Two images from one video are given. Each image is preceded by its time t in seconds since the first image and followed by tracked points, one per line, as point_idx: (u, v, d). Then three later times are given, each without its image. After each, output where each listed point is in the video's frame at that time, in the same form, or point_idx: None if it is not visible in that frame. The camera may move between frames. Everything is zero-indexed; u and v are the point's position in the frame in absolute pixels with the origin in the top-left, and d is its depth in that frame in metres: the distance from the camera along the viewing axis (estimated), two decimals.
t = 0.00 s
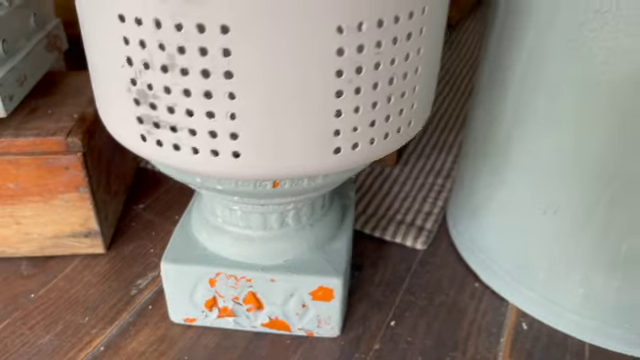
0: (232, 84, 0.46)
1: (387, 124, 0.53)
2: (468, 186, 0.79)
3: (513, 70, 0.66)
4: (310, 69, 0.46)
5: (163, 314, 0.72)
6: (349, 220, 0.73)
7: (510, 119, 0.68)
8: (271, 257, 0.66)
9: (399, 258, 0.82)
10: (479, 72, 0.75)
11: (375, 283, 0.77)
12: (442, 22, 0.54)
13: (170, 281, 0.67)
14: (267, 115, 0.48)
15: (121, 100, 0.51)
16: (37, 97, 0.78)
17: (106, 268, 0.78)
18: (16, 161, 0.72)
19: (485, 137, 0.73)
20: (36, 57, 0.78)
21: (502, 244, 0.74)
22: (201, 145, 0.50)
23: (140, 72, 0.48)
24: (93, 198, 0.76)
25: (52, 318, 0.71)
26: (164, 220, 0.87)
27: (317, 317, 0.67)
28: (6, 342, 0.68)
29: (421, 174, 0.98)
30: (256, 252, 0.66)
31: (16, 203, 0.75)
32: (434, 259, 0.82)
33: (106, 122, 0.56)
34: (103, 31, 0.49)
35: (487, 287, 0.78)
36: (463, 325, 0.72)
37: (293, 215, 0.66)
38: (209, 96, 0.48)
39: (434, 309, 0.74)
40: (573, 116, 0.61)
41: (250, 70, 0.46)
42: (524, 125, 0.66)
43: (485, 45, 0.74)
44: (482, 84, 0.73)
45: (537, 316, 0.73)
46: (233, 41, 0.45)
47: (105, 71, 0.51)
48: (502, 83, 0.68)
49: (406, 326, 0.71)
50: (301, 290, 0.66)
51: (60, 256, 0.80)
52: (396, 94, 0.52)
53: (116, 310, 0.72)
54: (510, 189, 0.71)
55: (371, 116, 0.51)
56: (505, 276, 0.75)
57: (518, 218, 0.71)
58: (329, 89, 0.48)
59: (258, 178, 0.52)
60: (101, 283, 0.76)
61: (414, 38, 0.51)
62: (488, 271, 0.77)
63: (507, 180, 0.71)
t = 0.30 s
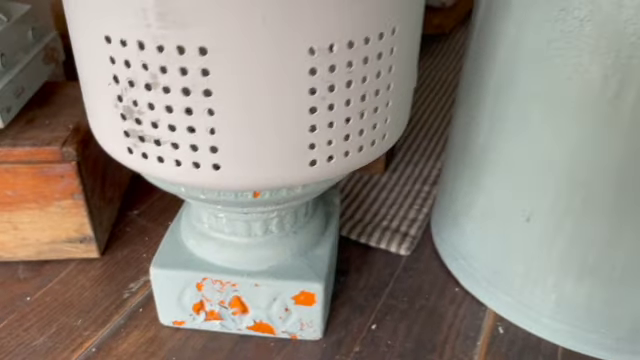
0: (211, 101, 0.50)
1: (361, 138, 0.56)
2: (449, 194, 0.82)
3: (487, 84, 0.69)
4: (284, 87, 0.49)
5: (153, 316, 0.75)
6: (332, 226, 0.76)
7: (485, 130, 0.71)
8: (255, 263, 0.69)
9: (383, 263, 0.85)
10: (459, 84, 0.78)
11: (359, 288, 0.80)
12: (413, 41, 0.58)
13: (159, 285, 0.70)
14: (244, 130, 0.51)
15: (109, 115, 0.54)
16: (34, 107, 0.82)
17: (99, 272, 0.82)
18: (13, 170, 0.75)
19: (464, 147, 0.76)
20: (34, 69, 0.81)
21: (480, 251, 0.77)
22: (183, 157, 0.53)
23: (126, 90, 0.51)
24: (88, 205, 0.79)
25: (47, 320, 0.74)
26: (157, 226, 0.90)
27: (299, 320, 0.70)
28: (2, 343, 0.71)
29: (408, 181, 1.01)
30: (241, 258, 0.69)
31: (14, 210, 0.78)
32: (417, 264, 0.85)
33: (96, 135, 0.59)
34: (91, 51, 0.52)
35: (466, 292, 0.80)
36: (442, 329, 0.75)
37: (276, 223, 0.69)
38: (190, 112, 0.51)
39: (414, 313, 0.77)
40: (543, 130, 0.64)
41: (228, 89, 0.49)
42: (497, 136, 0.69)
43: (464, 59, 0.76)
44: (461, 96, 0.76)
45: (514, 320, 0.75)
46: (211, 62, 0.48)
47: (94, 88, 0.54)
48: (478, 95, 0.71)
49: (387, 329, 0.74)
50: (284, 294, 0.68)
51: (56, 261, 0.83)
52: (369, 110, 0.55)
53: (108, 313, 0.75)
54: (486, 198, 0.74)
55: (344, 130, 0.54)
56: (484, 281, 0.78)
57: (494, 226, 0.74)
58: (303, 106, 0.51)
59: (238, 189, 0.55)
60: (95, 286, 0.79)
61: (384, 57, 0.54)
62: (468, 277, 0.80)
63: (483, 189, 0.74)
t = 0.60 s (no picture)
0: (199, 107, 0.52)
1: (345, 143, 0.58)
2: (437, 197, 0.84)
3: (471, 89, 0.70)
4: (269, 94, 0.52)
5: (148, 315, 0.77)
6: (322, 228, 0.78)
7: (469, 135, 0.73)
8: (245, 263, 0.71)
9: (374, 264, 0.87)
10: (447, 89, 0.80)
11: (349, 288, 0.82)
12: (396, 49, 0.60)
13: (153, 285, 0.72)
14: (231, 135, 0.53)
15: (103, 120, 0.57)
16: (34, 111, 0.84)
17: (97, 272, 0.84)
18: (13, 172, 0.77)
19: (450, 151, 0.78)
20: (34, 74, 0.83)
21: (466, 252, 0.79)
22: (173, 161, 0.55)
23: (118, 96, 0.54)
24: (85, 207, 0.81)
25: (44, 318, 0.77)
26: (154, 227, 0.92)
27: (289, 319, 0.72)
28: (2, 340, 0.74)
29: (400, 184, 1.03)
30: (232, 258, 0.71)
31: (13, 211, 0.80)
32: (406, 265, 0.87)
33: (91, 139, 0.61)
34: (85, 59, 0.54)
35: (454, 293, 0.82)
36: (429, 328, 0.77)
37: (266, 224, 0.72)
38: (179, 117, 0.53)
39: (402, 313, 0.79)
40: (524, 135, 0.65)
41: (215, 96, 0.51)
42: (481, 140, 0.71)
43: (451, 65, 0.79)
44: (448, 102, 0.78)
45: (499, 320, 0.77)
46: (199, 70, 0.50)
47: (88, 94, 0.57)
48: (464, 101, 0.73)
49: (375, 328, 0.76)
50: (274, 294, 0.70)
51: (55, 261, 0.86)
52: (352, 116, 0.57)
53: (104, 311, 0.78)
54: (471, 200, 0.76)
55: (329, 135, 0.57)
56: (470, 282, 0.79)
57: (479, 228, 0.75)
58: (288, 112, 0.53)
59: (226, 191, 0.57)
60: (92, 286, 0.81)
61: (367, 65, 0.56)
62: (455, 278, 0.82)
63: (469, 192, 0.76)
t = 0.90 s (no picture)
0: (190, 113, 0.55)
1: (331, 147, 0.61)
2: (425, 199, 0.87)
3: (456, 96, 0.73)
4: (256, 101, 0.55)
5: (144, 311, 0.80)
6: (313, 229, 0.81)
7: (454, 140, 0.75)
8: (238, 261, 0.74)
9: (364, 264, 0.90)
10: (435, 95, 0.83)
11: (340, 286, 0.85)
12: (380, 58, 0.63)
13: (149, 282, 0.75)
14: (221, 139, 0.56)
15: (100, 125, 0.60)
16: (38, 115, 0.87)
17: (96, 270, 0.87)
18: (17, 174, 0.81)
19: (437, 154, 0.81)
20: (37, 79, 0.87)
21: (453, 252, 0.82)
22: (167, 164, 0.58)
23: (114, 102, 0.57)
24: (86, 207, 0.84)
25: (46, 314, 0.80)
26: (153, 227, 0.95)
27: (280, 316, 0.75)
28: (4, 335, 0.77)
29: (393, 187, 1.06)
30: (225, 257, 0.74)
31: (17, 211, 0.83)
32: (395, 265, 0.90)
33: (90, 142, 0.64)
34: (83, 67, 0.57)
35: (441, 292, 0.85)
36: (415, 326, 0.79)
37: (258, 224, 0.74)
38: (172, 122, 0.56)
39: (390, 311, 0.81)
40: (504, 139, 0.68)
41: (205, 102, 0.54)
42: (465, 145, 0.74)
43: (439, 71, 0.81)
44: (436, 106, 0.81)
45: (484, 319, 0.80)
46: (190, 78, 0.53)
47: (87, 100, 0.60)
48: (449, 106, 0.75)
49: (363, 325, 0.79)
50: (265, 291, 0.73)
51: (56, 259, 0.89)
52: (337, 121, 0.60)
53: (103, 308, 0.81)
54: (457, 202, 0.78)
55: (314, 139, 0.60)
56: (456, 281, 0.82)
57: (465, 229, 0.78)
58: (274, 118, 0.56)
59: (217, 192, 0.60)
60: (92, 283, 0.85)
61: (351, 73, 0.59)
62: (443, 277, 0.84)
63: (454, 194, 0.78)
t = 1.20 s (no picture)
0: (187, 121, 0.57)
1: (323, 153, 0.64)
2: (419, 203, 0.89)
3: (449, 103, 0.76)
4: (251, 109, 0.57)
5: (145, 311, 0.83)
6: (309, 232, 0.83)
7: (446, 144, 0.78)
8: (235, 263, 0.76)
9: (360, 266, 0.92)
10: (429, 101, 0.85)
11: (335, 288, 0.87)
12: (371, 67, 0.65)
13: (149, 283, 0.77)
14: (217, 146, 0.58)
15: (102, 131, 0.62)
16: (44, 120, 0.90)
17: (99, 271, 0.90)
18: (22, 177, 0.83)
19: (431, 159, 0.83)
20: (43, 85, 0.89)
21: (445, 255, 0.84)
22: (165, 169, 0.61)
23: (115, 110, 0.59)
24: (89, 210, 0.87)
25: (49, 314, 0.82)
26: (154, 229, 0.98)
27: (276, 316, 0.77)
28: (9, 333, 0.79)
29: (390, 190, 1.08)
30: (223, 259, 0.76)
31: (22, 213, 0.86)
32: (390, 267, 0.92)
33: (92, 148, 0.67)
34: (86, 76, 0.60)
35: (434, 294, 0.87)
36: (408, 326, 0.82)
37: (255, 228, 0.77)
38: (170, 130, 0.59)
39: (383, 312, 0.84)
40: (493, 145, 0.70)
41: (202, 110, 0.57)
42: (456, 151, 0.76)
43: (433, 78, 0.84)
44: (429, 113, 0.83)
45: (474, 320, 0.82)
46: (187, 87, 0.56)
47: (89, 108, 0.62)
48: (442, 113, 0.78)
49: (357, 326, 0.81)
50: (261, 292, 0.76)
51: (60, 260, 0.92)
52: (330, 128, 0.63)
53: (105, 308, 0.83)
54: (449, 206, 0.80)
55: (307, 146, 0.62)
56: (449, 284, 0.84)
57: (456, 232, 0.80)
58: (268, 125, 0.59)
59: (214, 196, 0.63)
60: (94, 284, 0.87)
61: (343, 83, 0.61)
62: (435, 279, 0.87)
63: (446, 198, 0.81)
